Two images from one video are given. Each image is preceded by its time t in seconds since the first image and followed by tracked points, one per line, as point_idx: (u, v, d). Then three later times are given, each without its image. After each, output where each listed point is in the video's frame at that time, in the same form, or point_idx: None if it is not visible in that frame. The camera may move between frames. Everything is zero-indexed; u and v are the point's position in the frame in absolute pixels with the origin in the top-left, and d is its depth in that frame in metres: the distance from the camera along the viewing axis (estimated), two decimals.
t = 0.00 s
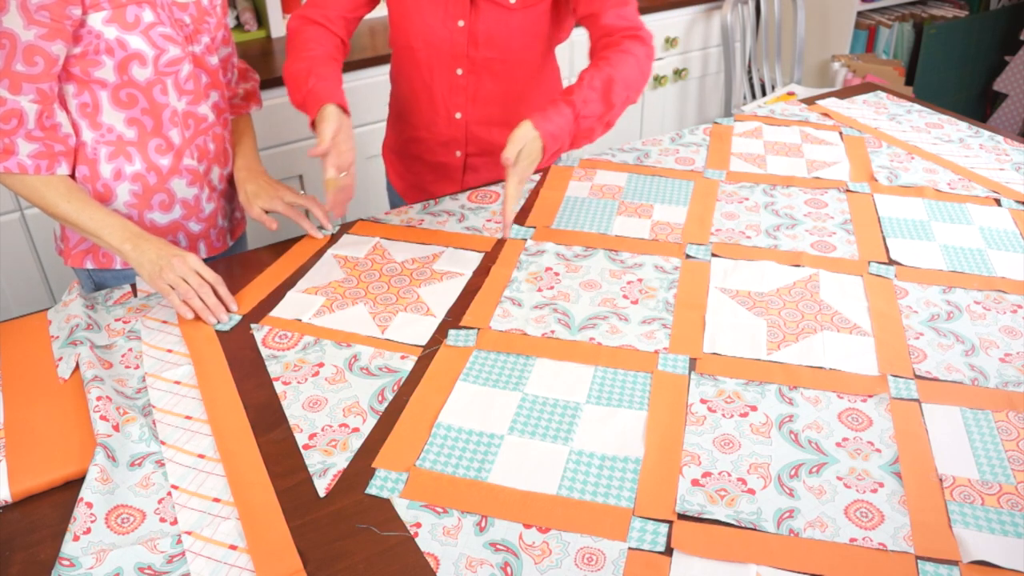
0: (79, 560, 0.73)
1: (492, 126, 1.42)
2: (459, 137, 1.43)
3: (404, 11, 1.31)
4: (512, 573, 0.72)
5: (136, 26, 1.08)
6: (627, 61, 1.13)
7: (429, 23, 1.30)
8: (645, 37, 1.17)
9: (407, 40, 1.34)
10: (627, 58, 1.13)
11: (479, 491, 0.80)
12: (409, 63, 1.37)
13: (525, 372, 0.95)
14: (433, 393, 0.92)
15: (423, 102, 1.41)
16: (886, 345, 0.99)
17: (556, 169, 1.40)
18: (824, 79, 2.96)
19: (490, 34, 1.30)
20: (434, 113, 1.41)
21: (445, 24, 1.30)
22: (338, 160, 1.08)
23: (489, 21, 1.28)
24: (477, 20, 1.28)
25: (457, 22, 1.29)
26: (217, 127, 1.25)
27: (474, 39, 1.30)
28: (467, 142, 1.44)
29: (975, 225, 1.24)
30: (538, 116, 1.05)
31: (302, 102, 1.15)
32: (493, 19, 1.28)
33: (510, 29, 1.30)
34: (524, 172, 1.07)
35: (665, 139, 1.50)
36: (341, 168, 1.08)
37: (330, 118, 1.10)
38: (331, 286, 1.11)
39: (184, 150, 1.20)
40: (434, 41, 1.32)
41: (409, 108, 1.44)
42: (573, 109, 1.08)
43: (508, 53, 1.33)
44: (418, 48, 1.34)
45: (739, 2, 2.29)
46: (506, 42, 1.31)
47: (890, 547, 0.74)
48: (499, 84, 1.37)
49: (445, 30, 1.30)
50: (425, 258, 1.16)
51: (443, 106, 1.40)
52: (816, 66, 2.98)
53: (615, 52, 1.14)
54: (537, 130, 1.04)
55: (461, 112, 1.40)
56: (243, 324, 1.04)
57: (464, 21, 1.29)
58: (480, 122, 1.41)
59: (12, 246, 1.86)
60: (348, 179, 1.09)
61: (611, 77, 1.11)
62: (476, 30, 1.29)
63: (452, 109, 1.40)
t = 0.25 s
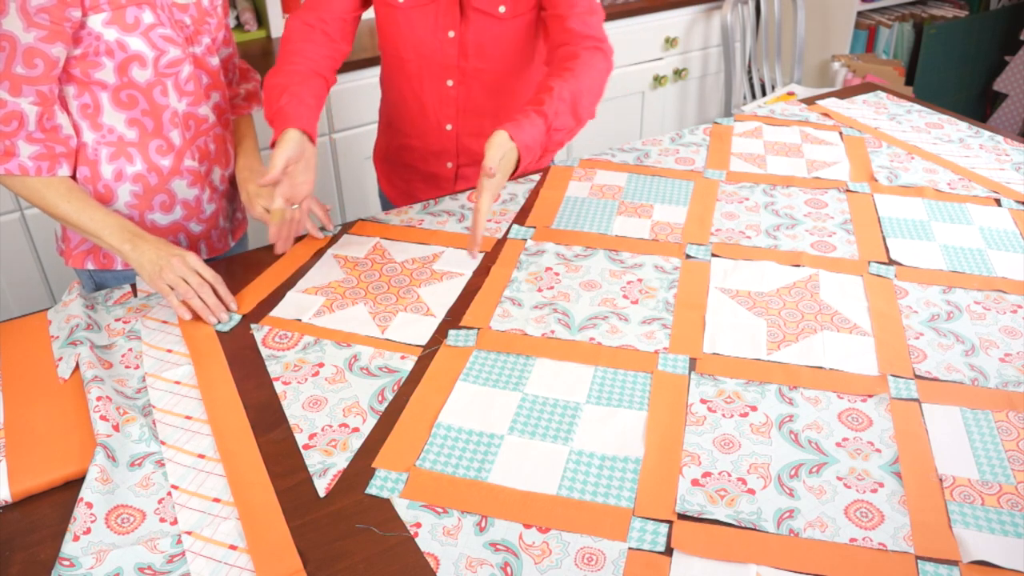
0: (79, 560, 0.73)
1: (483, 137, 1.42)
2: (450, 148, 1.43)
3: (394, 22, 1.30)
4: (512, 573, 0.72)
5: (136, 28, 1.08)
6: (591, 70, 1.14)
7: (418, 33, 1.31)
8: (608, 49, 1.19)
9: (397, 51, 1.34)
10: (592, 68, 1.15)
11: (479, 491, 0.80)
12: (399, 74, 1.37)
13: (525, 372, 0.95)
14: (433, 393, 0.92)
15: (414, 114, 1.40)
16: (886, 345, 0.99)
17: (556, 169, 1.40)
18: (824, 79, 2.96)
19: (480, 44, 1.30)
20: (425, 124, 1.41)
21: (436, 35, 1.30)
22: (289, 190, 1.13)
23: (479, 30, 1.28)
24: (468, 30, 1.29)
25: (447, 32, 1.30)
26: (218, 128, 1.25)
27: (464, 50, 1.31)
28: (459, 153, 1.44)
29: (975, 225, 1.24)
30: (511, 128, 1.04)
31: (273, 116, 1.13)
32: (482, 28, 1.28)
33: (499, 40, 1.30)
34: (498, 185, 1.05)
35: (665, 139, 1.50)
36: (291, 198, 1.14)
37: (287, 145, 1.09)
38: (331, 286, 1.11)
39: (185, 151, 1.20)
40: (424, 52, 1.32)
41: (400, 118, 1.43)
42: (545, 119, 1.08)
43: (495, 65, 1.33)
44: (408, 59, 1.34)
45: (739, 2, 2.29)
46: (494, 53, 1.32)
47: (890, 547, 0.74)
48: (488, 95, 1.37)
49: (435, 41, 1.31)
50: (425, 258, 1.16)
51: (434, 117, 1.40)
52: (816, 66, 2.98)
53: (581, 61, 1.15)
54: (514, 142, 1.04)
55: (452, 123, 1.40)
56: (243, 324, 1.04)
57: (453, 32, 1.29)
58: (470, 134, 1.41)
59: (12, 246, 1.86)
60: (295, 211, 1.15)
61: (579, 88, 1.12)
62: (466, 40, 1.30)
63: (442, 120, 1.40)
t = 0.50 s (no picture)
0: (79, 560, 0.73)
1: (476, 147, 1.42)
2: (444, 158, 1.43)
3: (384, 30, 1.32)
4: (512, 573, 0.72)
5: (138, 30, 1.07)
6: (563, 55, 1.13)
7: (409, 42, 1.32)
8: (582, 39, 1.17)
9: (389, 59, 1.35)
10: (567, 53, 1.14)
11: (479, 491, 0.80)
12: (392, 84, 1.38)
13: (525, 372, 0.95)
14: (433, 392, 0.92)
15: (407, 124, 1.41)
16: (886, 345, 0.99)
17: (556, 169, 1.40)
18: (824, 79, 2.96)
19: (470, 52, 1.32)
20: (418, 135, 1.41)
21: (426, 44, 1.32)
22: (246, 186, 1.09)
23: (469, 38, 1.30)
24: (458, 39, 1.31)
25: (437, 41, 1.31)
26: (220, 129, 1.26)
27: (455, 59, 1.32)
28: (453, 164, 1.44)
29: (975, 225, 1.24)
30: (484, 111, 1.02)
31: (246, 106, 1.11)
32: (472, 36, 1.30)
33: (489, 50, 1.32)
34: (463, 170, 1.02)
35: (665, 139, 1.50)
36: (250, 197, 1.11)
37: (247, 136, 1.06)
38: (331, 286, 1.11)
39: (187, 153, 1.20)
40: (415, 61, 1.34)
41: (395, 124, 1.43)
42: (518, 103, 1.06)
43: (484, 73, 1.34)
44: (400, 67, 1.35)
45: (739, 2, 2.29)
46: (483, 61, 1.33)
47: (890, 547, 0.74)
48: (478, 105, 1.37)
49: (426, 50, 1.33)
50: (425, 258, 1.16)
51: (427, 127, 1.40)
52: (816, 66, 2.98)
53: (555, 48, 1.14)
54: (490, 127, 1.02)
55: (444, 132, 1.41)
56: (243, 324, 1.04)
57: (444, 41, 1.31)
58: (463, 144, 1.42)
59: (12, 245, 1.86)
60: (252, 209, 1.11)
61: (552, 73, 1.10)
62: (457, 49, 1.31)
63: (434, 130, 1.40)
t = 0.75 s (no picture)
0: (79, 560, 0.73)
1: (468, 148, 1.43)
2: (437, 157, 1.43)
3: (378, 29, 1.32)
4: (512, 573, 0.72)
5: (138, 27, 1.07)
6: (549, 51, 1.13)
7: (403, 43, 1.32)
8: (570, 37, 1.18)
9: (383, 58, 1.35)
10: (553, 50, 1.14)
11: (479, 491, 0.80)
12: (386, 83, 1.38)
13: (525, 372, 0.95)
14: (433, 392, 0.92)
15: (400, 125, 1.42)
16: (886, 345, 0.99)
17: (556, 169, 1.40)
18: (824, 79, 2.96)
19: (463, 54, 1.32)
20: (411, 135, 1.42)
21: (421, 44, 1.32)
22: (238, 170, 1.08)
23: (463, 40, 1.30)
24: (452, 40, 1.31)
25: (431, 42, 1.31)
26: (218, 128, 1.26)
27: (449, 60, 1.32)
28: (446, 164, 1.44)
29: (975, 225, 1.24)
30: (467, 100, 1.02)
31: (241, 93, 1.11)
32: (466, 37, 1.30)
33: (482, 52, 1.32)
34: (441, 157, 1.02)
35: (664, 139, 1.50)
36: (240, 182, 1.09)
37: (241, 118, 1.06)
38: (331, 286, 1.11)
39: (185, 153, 1.20)
40: (408, 61, 1.34)
41: (389, 123, 1.43)
42: (502, 93, 1.06)
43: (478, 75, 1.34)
44: (394, 66, 1.35)
45: (739, 2, 2.29)
46: (477, 62, 1.33)
47: (890, 547, 0.74)
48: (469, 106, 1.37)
49: (419, 51, 1.32)
50: (425, 258, 1.16)
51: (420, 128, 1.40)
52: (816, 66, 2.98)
53: (543, 44, 1.14)
54: (472, 116, 1.02)
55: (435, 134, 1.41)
56: (243, 324, 1.04)
57: (438, 42, 1.31)
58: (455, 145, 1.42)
59: (12, 246, 1.86)
60: (241, 194, 1.07)
61: (536, 66, 1.11)
62: (451, 50, 1.31)
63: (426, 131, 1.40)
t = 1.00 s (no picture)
0: (79, 560, 0.73)
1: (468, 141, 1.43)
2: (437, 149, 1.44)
3: (384, 22, 1.31)
4: (512, 573, 0.72)
5: (141, 27, 1.07)
6: (571, 66, 1.14)
7: (407, 36, 1.31)
8: (588, 46, 1.19)
9: (387, 51, 1.34)
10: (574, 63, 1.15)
11: (479, 491, 0.80)
12: (387, 76, 1.37)
13: (525, 372, 0.95)
14: (434, 392, 0.92)
15: (401, 115, 1.42)
16: (886, 345, 0.99)
17: (556, 169, 1.40)
18: (824, 79, 2.96)
19: (466, 49, 1.31)
20: (413, 127, 1.42)
21: (424, 37, 1.31)
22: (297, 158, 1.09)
23: (466, 34, 1.30)
24: (456, 35, 1.30)
25: (435, 36, 1.30)
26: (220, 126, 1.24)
27: (452, 53, 1.32)
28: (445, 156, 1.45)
29: (975, 225, 1.24)
30: (485, 123, 1.05)
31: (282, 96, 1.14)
32: (469, 32, 1.30)
33: (485, 47, 1.32)
34: (462, 181, 1.04)
35: (664, 139, 1.50)
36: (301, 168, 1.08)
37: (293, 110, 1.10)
38: (331, 286, 1.11)
39: (189, 151, 1.19)
40: (412, 54, 1.33)
41: (394, 117, 1.43)
42: (521, 112, 1.08)
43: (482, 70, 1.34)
44: (396, 60, 1.34)
45: (739, 2, 2.29)
46: (481, 57, 1.32)
47: (890, 547, 0.74)
48: (473, 100, 1.37)
49: (423, 44, 1.31)
50: (425, 258, 1.16)
51: (421, 119, 1.40)
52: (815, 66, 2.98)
53: (563, 59, 1.15)
54: (489, 138, 1.04)
55: (437, 127, 1.40)
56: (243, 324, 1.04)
57: (442, 35, 1.30)
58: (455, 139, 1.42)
59: (12, 245, 1.86)
60: (306, 178, 1.07)
61: (554, 81, 1.11)
62: (454, 44, 1.31)
63: (427, 123, 1.40)
